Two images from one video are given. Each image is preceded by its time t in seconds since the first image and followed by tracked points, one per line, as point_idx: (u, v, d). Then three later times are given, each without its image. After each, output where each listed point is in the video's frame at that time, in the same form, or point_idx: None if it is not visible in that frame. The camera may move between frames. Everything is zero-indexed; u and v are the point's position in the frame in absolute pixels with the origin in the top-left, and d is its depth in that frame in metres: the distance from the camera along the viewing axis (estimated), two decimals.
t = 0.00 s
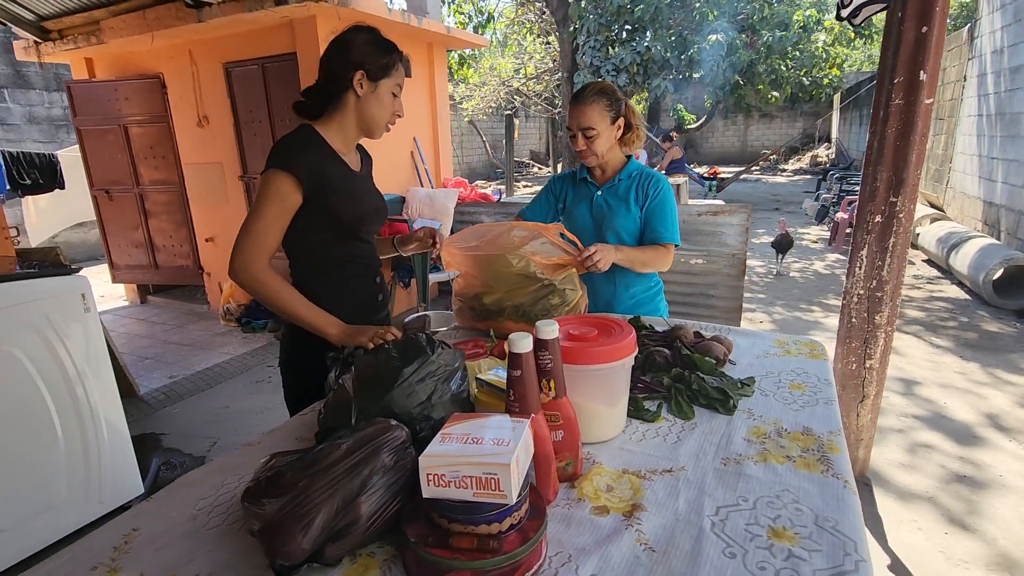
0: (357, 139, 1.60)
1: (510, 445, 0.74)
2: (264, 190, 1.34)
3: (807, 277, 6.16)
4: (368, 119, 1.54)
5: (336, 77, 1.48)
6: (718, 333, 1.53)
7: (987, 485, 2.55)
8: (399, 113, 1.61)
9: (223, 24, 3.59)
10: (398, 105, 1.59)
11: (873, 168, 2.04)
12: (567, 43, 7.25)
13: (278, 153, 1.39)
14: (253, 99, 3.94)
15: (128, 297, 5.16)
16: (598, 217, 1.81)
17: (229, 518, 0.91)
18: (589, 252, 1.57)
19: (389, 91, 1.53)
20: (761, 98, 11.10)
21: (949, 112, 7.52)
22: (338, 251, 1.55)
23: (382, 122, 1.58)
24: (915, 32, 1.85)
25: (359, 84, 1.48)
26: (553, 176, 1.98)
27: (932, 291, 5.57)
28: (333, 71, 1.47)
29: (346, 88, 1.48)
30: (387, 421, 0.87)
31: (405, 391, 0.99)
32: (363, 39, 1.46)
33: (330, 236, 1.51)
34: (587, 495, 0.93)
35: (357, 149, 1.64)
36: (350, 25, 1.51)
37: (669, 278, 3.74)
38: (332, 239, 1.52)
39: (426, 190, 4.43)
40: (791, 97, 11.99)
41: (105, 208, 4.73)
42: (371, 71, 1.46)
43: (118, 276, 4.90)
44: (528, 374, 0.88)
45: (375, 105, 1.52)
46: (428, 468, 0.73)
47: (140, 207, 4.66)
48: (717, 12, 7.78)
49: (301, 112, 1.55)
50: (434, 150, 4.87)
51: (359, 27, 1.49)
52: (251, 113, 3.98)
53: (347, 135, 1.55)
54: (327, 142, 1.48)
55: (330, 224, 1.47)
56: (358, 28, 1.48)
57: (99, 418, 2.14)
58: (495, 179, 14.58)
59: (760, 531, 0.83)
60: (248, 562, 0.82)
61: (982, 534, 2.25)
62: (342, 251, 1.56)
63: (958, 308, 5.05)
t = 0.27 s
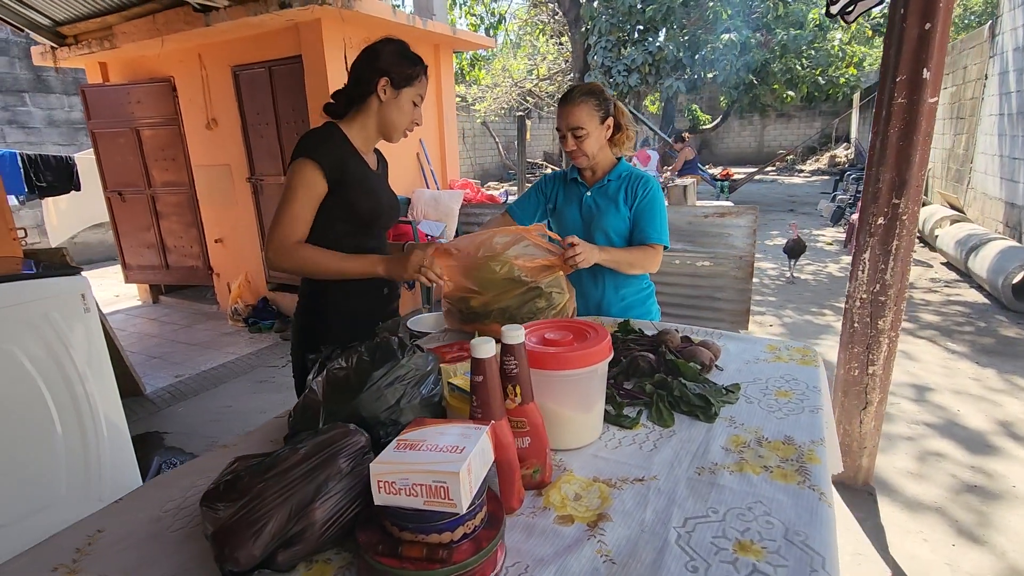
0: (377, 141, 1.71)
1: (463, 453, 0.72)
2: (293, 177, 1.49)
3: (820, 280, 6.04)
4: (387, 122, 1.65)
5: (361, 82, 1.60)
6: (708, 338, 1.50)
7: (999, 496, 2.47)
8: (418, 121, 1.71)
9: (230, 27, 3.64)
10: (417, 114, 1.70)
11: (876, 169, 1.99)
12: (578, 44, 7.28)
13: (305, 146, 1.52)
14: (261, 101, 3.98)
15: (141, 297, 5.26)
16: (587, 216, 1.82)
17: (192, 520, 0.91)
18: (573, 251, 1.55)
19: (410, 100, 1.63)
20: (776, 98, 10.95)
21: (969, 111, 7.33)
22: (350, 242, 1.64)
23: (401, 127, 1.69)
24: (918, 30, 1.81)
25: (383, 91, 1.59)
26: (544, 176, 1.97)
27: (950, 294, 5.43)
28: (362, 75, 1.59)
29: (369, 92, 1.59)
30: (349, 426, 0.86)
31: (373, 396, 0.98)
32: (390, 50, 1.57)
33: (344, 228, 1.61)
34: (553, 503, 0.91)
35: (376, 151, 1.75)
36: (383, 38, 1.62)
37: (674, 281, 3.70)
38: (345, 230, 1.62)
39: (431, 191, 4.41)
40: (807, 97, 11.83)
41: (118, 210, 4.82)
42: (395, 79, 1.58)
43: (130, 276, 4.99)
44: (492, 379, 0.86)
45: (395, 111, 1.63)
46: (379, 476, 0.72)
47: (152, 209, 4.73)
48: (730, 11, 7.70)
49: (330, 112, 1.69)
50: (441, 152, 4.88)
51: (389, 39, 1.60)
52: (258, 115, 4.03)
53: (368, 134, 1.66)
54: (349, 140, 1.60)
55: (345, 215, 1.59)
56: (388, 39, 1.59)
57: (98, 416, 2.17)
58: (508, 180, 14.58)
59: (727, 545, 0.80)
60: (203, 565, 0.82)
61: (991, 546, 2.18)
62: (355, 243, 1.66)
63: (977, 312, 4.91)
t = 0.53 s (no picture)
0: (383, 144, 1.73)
1: (436, 456, 0.71)
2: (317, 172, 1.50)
3: (829, 280, 5.97)
4: (393, 126, 1.67)
5: (372, 85, 1.61)
6: (702, 340, 1.48)
7: (1008, 501, 2.42)
8: (423, 127, 1.72)
9: (234, 29, 3.67)
10: (424, 122, 1.72)
11: (878, 169, 1.96)
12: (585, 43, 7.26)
13: (319, 145, 1.53)
14: (265, 102, 4.01)
15: (149, 296, 5.32)
16: (585, 216, 1.80)
17: (172, 521, 0.91)
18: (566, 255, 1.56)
19: (418, 105, 1.64)
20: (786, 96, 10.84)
21: (983, 109, 7.21)
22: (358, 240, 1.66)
23: (407, 132, 1.71)
24: (920, 27, 1.78)
25: (392, 95, 1.60)
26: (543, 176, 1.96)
27: (962, 295, 5.34)
28: (373, 79, 1.61)
29: (379, 95, 1.60)
30: (329, 427, 0.86)
31: (357, 396, 0.98)
32: (402, 56, 1.58)
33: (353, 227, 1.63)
34: (535, 506, 0.90)
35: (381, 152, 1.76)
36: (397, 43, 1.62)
37: (678, 281, 3.67)
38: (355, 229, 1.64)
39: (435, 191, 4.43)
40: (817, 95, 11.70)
41: (126, 210, 4.88)
42: (404, 85, 1.59)
43: (138, 276, 5.04)
44: (471, 381, 0.85)
45: (402, 116, 1.64)
46: (353, 478, 0.71)
47: (159, 209, 4.78)
48: (739, 9, 7.62)
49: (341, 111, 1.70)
50: (445, 152, 4.88)
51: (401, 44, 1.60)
52: (263, 116, 4.05)
53: (376, 136, 1.68)
54: (360, 141, 1.61)
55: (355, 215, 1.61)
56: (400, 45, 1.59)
57: (98, 416, 2.20)
58: (516, 180, 14.57)
59: (708, 550, 0.79)
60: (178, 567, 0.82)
61: (997, 552, 2.13)
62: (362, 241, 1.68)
63: (989, 313, 4.83)
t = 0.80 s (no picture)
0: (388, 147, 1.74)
1: (424, 459, 0.72)
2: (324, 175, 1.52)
3: (830, 282, 5.96)
4: (398, 130, 1.67)
5: (378, 89, 1.62)
6: (697, 342, 1.48)
7: (1008, 504, 2.41)
8: (428, 132, 1.74)
9: (235, 31, 3.68)
10: (429, 126, 1.73)
11: (874, 171, 1.96)
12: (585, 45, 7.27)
13: (327, 148, 1.55)
14: (266, 104, 4.03)
15: (152, 298, 5.34)
16: (581, 219, 1.80)
17: (166, 523, 0.92)
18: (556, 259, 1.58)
19: (423, 110, 1.66)
20: (788, 97, 10.82)
21: (985, 110, 7.19)
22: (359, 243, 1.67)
23: (412, 136, 1.72)
24: (916, 29, 1.78)
25: (397, 100, 1.61)
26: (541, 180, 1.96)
27: (963, 296, 5.32)
28: (378, 84, 1.62)
29: (384, 100, 1.62)
30: (319, 430, 0.87)
31: (349, 399, 0.98)
32: (409, 61, 1.59)
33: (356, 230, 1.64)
34: (525, 509, 0.91)
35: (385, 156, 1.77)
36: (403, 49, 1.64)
37: (678, 283, 3.67)
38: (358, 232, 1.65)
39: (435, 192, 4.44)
40: (819, 96, 11.68)
41: (129, 212, 4.90)
42: (409, 91, 1.60)
43: (141, 277, 5.07)
44: (460, 384, 0.85)
45: (407, 121, 1.66)
46: (341, 482, 0.72)
47: (161, 211, 4.80)
48: (740, 10, 7.60)
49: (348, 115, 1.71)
50: (445, 154, 4.89)
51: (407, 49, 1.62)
52: (264, 118, 4.07)
53: (381, 140, 1.69)
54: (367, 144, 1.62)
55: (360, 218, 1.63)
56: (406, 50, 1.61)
57: (99, 417, 2.21)
58: (517, 181, 14.58)
59: (696, 553, 0.79)
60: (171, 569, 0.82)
61: (996, 555, 2.13)
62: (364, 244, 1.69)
63: (990, 315, 4.82)
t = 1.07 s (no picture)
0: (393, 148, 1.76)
1: (432, 455, 0.73)
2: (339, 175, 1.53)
3: (827, 281, 6.00)
4: (403, 131, 1.69)
5: (384, 90, 1.64)
6: (695, 341, 1.50)
7: (1004, 501, 2.44)
8: (432, 132, 1.75)
9: (234, 31, 3.68)
10: (434, 126, 1.75)
11: (871, 172, 1.99)
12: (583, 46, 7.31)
13: (337, 148, 1.57)
14: (265, 104, 4.03)
15: (150, 298, 5.34)
16: (582, 220, 1.82)
17: (174, 519, 0.93)
18: (557, 262, 1.61)
19: (428, 111, 1.68)
20: (784, 98, 10.86)
21: (980, 111, 7.23)
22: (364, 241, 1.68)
23: (417, 136, 1.73)
24: (911, 31, 1.80)
25: (402, 101, 1.63)
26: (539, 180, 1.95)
27: (958, 296, 5.36)
28: (383, 85, 1.64)
29: (389, 101, 1.63)
30: (325, 427, 0.88)
31: (354, 397, 1.00)
32: (414, 63, 1.61)
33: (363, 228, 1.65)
34: (529, 505, 0.92)
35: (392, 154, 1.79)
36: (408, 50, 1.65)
37: (676, 282, 3.70)
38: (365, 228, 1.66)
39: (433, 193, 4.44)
40: (815, 96, 11.72)
41: (127, 211, 4.90)
42: (414, 92, 1.62)
43: (139, 277, 5.06)
44: (466, 382, 0.87)
45: (412, 122, 1.67)
46: (351, 479, 0.73)
47: (160, 211, 4.80)
48: (737, 11, 7.62)
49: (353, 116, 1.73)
50: (443, 154, 4.90)
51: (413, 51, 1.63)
52: (263, 118, 4.07)
53: (387, 140, 1.71)
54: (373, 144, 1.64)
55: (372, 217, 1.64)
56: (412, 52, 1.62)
57: (101, 417, 2.21)
58: (515, 181, 14.60)
59: (697, 548, 0.81)
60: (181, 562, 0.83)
61: (992, 552, 2.15)
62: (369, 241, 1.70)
63: (986, 314, 4.85)
